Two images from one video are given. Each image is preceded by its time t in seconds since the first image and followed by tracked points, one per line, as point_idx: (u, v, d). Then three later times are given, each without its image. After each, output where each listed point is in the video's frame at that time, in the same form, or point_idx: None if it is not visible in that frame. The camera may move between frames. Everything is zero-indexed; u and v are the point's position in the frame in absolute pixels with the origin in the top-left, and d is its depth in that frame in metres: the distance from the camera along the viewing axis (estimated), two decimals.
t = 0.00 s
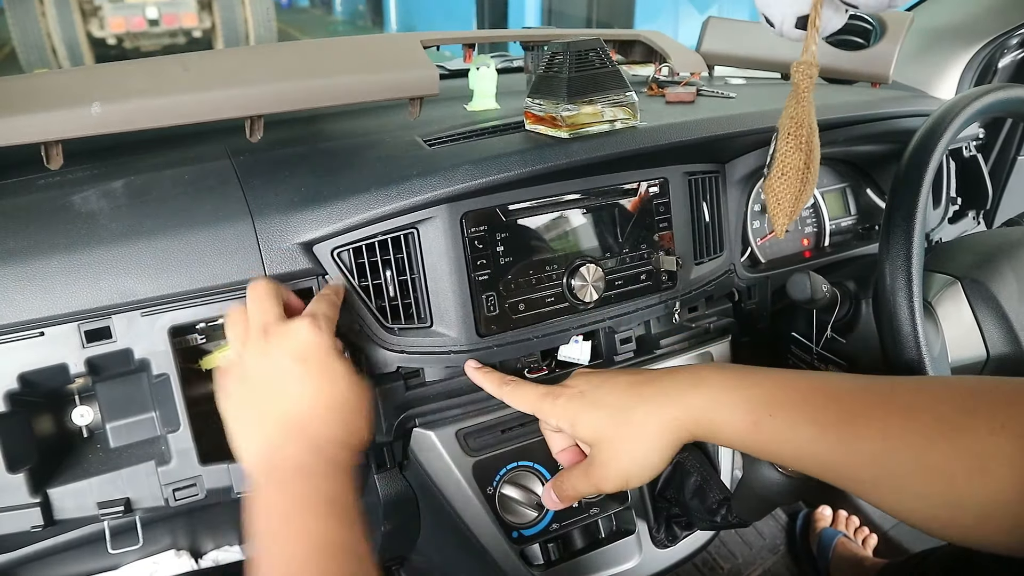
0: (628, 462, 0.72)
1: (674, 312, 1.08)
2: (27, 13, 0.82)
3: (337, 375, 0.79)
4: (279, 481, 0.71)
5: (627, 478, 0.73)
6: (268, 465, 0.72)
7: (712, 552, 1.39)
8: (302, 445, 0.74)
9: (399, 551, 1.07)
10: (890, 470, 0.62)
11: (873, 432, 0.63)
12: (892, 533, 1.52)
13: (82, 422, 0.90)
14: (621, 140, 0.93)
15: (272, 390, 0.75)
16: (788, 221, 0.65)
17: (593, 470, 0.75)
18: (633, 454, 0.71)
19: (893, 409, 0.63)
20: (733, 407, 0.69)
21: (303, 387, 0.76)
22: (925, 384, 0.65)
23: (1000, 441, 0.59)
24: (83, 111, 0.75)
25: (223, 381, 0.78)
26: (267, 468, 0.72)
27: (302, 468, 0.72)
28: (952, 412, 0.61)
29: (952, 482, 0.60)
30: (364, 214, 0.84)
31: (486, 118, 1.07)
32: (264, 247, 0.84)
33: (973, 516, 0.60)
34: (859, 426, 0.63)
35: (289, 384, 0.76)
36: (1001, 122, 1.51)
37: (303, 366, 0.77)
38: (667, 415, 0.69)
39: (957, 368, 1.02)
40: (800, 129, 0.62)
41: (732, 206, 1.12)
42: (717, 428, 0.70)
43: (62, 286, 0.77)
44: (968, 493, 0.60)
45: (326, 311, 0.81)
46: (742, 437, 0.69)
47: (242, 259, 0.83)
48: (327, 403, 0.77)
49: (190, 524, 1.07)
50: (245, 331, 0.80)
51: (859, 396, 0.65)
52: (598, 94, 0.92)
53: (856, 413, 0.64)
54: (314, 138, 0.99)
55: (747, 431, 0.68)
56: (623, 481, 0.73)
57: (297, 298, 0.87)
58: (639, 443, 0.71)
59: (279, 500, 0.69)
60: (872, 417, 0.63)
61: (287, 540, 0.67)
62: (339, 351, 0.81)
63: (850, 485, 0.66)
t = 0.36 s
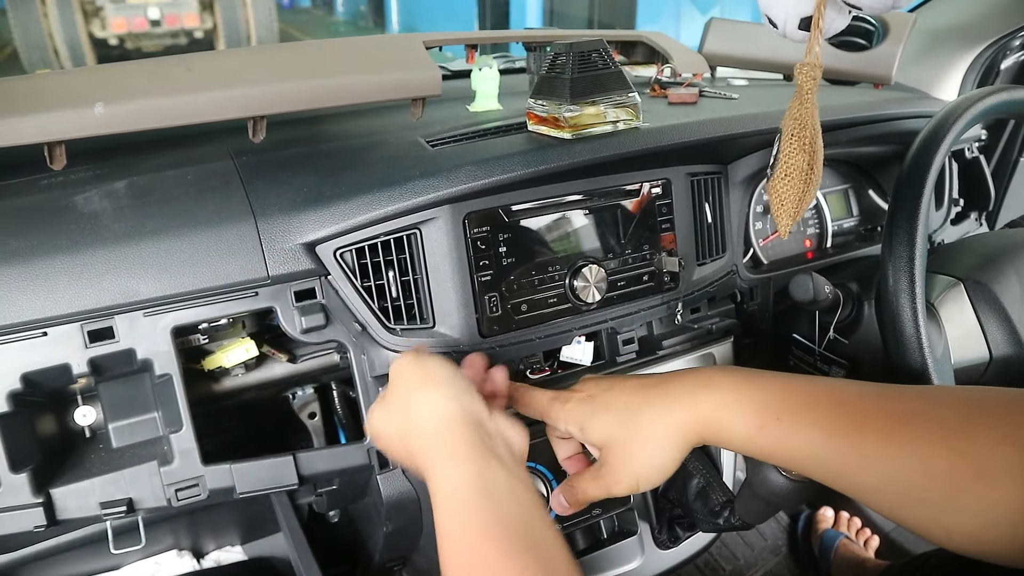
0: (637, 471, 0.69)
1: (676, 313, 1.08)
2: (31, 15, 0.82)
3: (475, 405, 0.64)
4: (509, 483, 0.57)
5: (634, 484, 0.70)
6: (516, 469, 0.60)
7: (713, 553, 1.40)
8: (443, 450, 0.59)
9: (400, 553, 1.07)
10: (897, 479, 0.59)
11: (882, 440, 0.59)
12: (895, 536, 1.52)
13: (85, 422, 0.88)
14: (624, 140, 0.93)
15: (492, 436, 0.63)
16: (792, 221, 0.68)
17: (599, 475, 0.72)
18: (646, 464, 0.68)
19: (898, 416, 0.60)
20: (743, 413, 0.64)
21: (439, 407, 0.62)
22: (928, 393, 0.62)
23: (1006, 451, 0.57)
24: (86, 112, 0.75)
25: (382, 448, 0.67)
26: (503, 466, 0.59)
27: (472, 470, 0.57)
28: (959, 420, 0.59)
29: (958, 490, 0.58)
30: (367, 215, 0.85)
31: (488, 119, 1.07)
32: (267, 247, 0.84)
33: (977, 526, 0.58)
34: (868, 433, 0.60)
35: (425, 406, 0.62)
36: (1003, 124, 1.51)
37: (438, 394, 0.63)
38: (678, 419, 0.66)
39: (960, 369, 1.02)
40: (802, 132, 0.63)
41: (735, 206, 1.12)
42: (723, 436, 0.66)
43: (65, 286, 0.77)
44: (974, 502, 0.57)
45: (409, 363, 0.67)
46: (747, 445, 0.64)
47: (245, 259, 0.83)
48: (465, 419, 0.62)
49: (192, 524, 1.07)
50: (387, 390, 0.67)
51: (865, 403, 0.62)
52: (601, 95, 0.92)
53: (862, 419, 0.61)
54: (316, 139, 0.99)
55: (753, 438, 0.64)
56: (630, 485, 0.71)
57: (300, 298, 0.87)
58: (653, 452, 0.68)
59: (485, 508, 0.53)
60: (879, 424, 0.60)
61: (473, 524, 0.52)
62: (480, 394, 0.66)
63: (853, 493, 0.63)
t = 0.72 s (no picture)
0: (689, 440, 0.72)
1: (679, 313, 1.08)
2: (31, 15, 0.82)
3: (457, 442, 0.71)
4: (487, 520, 0.64)
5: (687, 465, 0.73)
6: (493, 504, 0.67)
7: (717, 555, 1.41)
8: (425, 492, 0.67)
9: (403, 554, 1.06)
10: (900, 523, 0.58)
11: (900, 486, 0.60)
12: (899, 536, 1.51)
13: (86, 422, 0.88)
14: (627, 139, 0.92)
15: (472, 472, 0.70)
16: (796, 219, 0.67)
17: (660, 436, 0.76)
18: (701, 433, 0.71)
19: (933, 472, 0.60)
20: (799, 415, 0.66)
21: (423, 443, 0.70)
22: (977, 472, 0.61)
23: None
24: (87, 110, 0.75)
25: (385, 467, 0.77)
26: (480, 502, 0.66)
27: (449, 514, 0.64)
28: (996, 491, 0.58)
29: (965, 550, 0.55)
30: (369, 214, 0.84)
31: (490, 118, 1.07)
32: (269, 246, 0.83)
33: None
34: (892, 479, 0.60)
35: (412, 443, 0.71)
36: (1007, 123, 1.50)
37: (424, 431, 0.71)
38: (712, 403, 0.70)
39: (964, 368, 1.01)
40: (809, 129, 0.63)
41: (738, 205, 1.12)
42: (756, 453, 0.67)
43: (65, 286, 0.76)
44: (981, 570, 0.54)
45: (399, 393, 0.76)
46: (763, 463, 0.66)
47: (246, 259, 0.82)
48: (446, 457, 0.70)
49: (194, 525, 1.07)
50: (383, 420, 0.76)
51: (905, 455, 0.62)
52: (604, 93, 0.91)
53: (896, 464, 0.61)
54: (318, 138, 0.99)
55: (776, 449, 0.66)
56: (685, 465, 0.74)
57: (302, 298, 0.87)
58: (704, 418, 0.71)
59: (460, 543, 0.62)
60: (910, 473, 0.60)
61: (441, 559, 0.62)
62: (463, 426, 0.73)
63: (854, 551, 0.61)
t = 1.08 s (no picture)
0: (681, 393, 0.78)
1: (674, 313, 1.08)
2: (31, 16, 0.83)
3: (442, 462, 0.74)
4: (469, 535, 0.66)
5: (673, 420, 0.78)
6: (477, 521, 0.69)
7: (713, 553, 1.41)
8: (410, 510, 0.69)
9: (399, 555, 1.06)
10: (875, 497, 0.61)
11: (879, 464, 0.63)
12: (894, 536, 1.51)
13: (82, 425, 0.89)
14: (621, 140, 0.93)
15: (457, 491, 0.72)
16: (790, 221, 0.68)
17: (652, 390, 0.82)
18: (693, 387, 0.78)
19: (912, 458, 0.64)
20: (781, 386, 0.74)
21: (409, 463, 0.73)
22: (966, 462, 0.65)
23: (999, 514, 0.58)
24: (82, 113, 0.75)
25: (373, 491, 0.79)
26: (464, 518, 0.68)
27: (433, 528, 0.66)
28: (967, 481, 0.62)
29: (933, 527, 0.58)
30: (364, 216, 0.84)
31: (486, 119, 1.07)
32: (264, 248, 0.84)
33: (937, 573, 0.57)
34: (871, 459, 0.64)
35: (400, 464, 0.74)
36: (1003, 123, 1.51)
37: (410, 452, 0.73)
38: (720, 375, 0.77)
39: (959, 369, 1.02)
40: (801, 132, 0.64)
41: (733, 206, 1.12)
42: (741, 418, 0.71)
43: (61, 288, 0.77)
44: (945, 546, 0.57)
45: (386, 414, 0.79)
46: (745, 425, 0.70)
47: (242, 261, 0.83)
48: (430, 479, 0.72)
49: (191, 526, 1.07)
50: (370, 441, 0.79)
51: (891, 444, 0.65)
52: (599, 95, 0.92)
53: (876, 446, 0.65)
54: (314, 140, 0.99)
55: (762, 413, 0.71)
56: (670, 424, 0.79)
57: (297, 299, 0.87)
58: (699, 371, 0.79)
59: (442, 553, 0.64)
60: (890, 456, 0.64)
61: (425, 571, 0.64)
62: (447, 444, 0.75)
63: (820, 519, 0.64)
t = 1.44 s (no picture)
0: (683, 389, 0.78)
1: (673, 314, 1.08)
2: (30, 15, 0.83)
3: (435, 471, 0.73)
4: (462, 547, 0.67)
5: (673, 417, 0.78)
6: (471, 531, 0.70)
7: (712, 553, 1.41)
8: (404, 523, 0.70)
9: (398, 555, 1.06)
10: (872, 496, 0.62)
11: (877, 463, 0.63)
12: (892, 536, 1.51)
13: (80, 424, 0.89)
14: (620, 141, 0.93)
15: (450, 501, 0.73)
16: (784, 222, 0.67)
17: (652, 385, 0.82)
18: (695, 383, 0.78)
19: (912, 457, 0.64)
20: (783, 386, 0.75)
21: (401, 475, 0.73)
22: (965, 457, 0.64)
23: (997, 511, 0.58)
24: (81, 112, 0.75)
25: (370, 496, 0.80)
26: (457, 529, 0.69)
27: (428, 542, 0.68)
28: (968, 479, 0.61)
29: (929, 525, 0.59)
30: (363, 216, 0.84)
31: (485, 119, 1.07)
32: (263, 248, 0.84)
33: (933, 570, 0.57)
34: (869, 458, 0.64)
35: (393, 474, 0.73)
36: (1002, 124, 1.51)
37: (402, 463, 0.73)
38: (719, 376, 0.77)
39: (957, 370, 1.02)
40: (798, 133, 0.64)
41: (732, 206, 1.12)
42: (742, 416, 0.72)
43: (59, 288, 0.77)
44: (942, 545, 0.57)
45: (380, 424, 0.78)
46: (745, 422, 0.71)
47: (240, 261, 0.83)
48: (423, 490, 0.72)
49: (189, 525, 1.07)
50: (364, 449, 0.79)
51: (887, 442, 0.66)
52: (598, 95, 0.92)
53: (875, 445, 0.65)
54: (312, 140, 0.99)
55: (764, 412, 0.71)
56: (670, 421, 0.79)
57: (296, 299, 0.87)
58: (702, 368, 0.79)
59: (436, 567, 0.66)
60: (889, 455, 0.64)
61: None
62: (439, 451, 0.75)
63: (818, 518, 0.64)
